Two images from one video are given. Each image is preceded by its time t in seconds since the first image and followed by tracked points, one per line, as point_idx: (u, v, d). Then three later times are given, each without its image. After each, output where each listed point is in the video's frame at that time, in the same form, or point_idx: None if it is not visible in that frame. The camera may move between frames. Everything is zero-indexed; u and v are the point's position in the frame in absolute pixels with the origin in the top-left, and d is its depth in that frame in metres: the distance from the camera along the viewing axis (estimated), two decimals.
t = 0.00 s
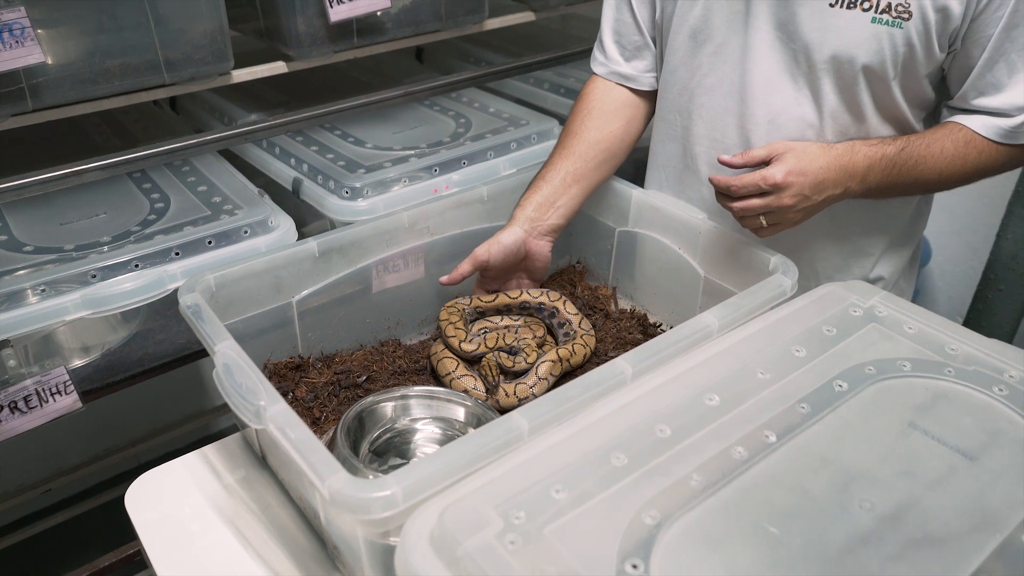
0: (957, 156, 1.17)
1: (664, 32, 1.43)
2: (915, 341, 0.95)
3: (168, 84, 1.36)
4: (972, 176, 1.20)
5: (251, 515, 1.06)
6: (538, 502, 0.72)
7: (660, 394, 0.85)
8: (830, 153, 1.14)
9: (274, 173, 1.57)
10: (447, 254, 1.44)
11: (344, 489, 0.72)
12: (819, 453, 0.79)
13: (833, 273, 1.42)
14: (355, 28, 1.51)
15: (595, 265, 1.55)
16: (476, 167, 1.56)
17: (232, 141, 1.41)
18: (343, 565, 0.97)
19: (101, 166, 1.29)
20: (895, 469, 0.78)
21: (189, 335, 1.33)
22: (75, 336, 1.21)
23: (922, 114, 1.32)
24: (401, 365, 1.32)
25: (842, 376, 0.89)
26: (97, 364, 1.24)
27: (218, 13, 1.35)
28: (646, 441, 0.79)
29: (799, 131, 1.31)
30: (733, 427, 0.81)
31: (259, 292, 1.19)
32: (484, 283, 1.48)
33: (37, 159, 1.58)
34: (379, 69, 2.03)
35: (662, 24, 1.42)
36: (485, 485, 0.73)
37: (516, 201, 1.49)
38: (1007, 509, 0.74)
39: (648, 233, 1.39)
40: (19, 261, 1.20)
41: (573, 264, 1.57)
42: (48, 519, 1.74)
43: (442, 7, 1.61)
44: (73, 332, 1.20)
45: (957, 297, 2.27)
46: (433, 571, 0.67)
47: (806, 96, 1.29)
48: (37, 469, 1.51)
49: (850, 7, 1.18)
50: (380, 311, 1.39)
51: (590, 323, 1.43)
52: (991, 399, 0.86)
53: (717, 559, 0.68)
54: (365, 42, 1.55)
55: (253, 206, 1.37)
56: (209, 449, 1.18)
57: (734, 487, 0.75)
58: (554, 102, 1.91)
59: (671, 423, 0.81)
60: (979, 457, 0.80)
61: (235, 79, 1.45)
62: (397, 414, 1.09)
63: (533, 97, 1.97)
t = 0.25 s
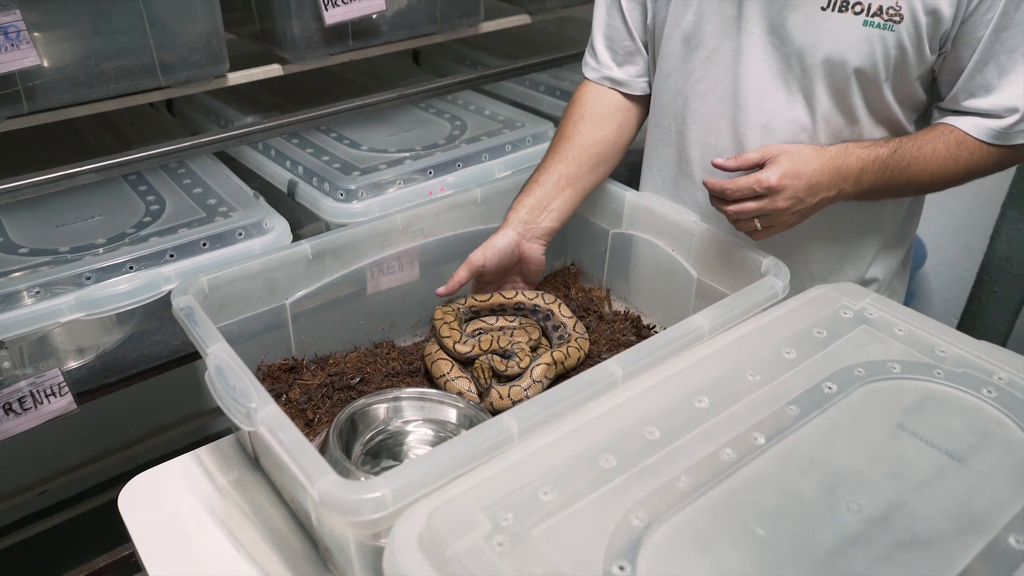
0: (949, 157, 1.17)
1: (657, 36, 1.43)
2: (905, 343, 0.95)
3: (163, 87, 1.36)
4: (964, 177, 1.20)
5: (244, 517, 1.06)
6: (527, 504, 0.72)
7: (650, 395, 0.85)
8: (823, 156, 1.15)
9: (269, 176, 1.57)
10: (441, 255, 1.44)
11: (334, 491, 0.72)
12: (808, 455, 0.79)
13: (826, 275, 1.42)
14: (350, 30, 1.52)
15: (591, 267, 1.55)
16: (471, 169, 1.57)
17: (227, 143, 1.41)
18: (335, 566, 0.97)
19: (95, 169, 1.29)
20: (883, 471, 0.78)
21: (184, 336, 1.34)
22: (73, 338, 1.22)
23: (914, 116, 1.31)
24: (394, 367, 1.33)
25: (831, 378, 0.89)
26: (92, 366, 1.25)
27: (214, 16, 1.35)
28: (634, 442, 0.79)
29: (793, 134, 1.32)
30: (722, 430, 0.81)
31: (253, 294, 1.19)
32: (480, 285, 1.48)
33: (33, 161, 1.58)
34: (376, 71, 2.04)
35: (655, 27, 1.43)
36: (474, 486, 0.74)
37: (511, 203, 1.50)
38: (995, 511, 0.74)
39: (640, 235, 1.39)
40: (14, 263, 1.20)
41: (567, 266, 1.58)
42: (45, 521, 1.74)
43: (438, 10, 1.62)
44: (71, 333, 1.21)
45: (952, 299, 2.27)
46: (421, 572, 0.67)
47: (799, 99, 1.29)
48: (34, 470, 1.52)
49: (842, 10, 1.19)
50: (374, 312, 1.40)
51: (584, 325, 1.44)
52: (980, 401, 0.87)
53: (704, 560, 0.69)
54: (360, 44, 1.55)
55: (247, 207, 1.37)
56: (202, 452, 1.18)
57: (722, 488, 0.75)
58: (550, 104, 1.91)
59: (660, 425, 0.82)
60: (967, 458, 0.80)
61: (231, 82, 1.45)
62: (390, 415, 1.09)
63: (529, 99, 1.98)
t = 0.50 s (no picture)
0: (939, 162, 1.17)
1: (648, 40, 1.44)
2: (896, 345, 0.95)
3: (157, 90, 1.36)
4: (955, 182, 1.21)
5: (237, 519, 1.06)
6: (517, 505, 0.72)
7: (641, 397, 0.85)
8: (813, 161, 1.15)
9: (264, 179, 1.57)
10: (436, 258, 1.44)
11: (325, 492, 0.71)
12: (798, 456, 0.79)
13: (821, 277, 1.42)
14: (345, 33, 1.52)
15: (585, 270, 1.55)
16: (465, 172, 1.57)
17: (221, 146, 1.41)
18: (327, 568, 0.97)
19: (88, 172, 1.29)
20: (873, 472, 0.78)
21: (177, 339, 1.34)
22: (65, 341, 1.22)
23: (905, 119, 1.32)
24: (388, 369, 1.33)
25: (823, 380, 0.89)
26: (85, 369, 1.25)
27: (208, 19, 1.35)
28: (625, 444, 0.79)
29: (786, 136, 1.32)
30: (713, 431, 0.81)
31: (246, 296, 1.19)
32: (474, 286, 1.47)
33: (27, 165, 1.58)
34: (371, 75, 2.04)
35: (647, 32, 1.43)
36: (463, 488, 0.74)
37: (505, 206, 1.50)
38: (985, 511, 0.74)
39: (635, 239, 1.39)
40: (6, 266, 1.20)
41: (562, 269, 1.57)
42: (41, 525, 1.73)
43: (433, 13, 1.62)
44: (63, 335, 1.21)
45: (948, 302, 2.27)
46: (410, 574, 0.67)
47: (793, 101, 1.29)
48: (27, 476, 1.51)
49: (832, 15, 1.19)
50: (368, 315, 1.40)
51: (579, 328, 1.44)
52: (971, 402, 0.87)
53: (694, 561, 0.69)
54: (354, 47, 1.55)
55: (241, 210, 1.37)
56: (196, 454, 1.17)
57: (712, 489, 0.75)
58: (545, 107, 1.92)
59: (651, 426, 0.82)
60: (958, 459, 0.80)
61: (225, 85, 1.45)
62: (382, 417, 1.09)
63: (524, 102, 1.98)
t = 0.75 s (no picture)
0: (909, 176, 1.18)
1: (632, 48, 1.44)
2: (885, 349, 0.95)
3: (148, 97, 1.36)
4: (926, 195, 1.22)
5: (227, 526, 1.04)
6: (504, 510, 0.72)
7: (630, 402, 0.85)
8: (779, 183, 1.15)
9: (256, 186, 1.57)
10: (428, 265, 1.44)
11: (312, 497, 0.71)
12: (786, 460, 0.79)
13: (810, 282, 1.43)
14: (336, 41, 1.52)
15: (577, 276, 1.55)
16: (457, 179, 1.57)
17: (212, 153, 1.41)
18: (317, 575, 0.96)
19: (78, 179, 1.28)
20: (861, 475, 0.78)
21: (168, 346, 1.33)
22: (56, 348, 1.21)
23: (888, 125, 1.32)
24: (380, 376, 1.33)
25: (810, 384, 0.89)
26: (75, 377, 1.24)
27: (199, 27, 1.36)
28: (613, 448, 0.79)
29: (776, 142, 1.32)
30: (700, 436, 0.81)
31: (237, 303, 1.19)
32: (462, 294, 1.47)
33: (19, 173, 1.58)
34: (364, 82, 2.04)
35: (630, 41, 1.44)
36: (450, 493, 0.74)
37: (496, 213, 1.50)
38: (971, 514, 0.75)
39: (626, 246, 1.39)
40: None
41: (554, 275, 1.58)
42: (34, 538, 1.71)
43: (424, 21, 1.62)
44: (54, 343, 1.20)
45: (941, 308, 2.28)
46: None
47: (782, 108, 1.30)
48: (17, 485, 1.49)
49: (811, 25, 1.20)
50: (360, 322, 1.40)
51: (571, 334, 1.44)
52: (959, 405, 0.87)
53: (681, 566, 0.69)
54: (346, 55, 1.55)
55: (232, 218, 1.37)
56: (186, 461, 1.15)
57: (699, 493, 0.75)
58: (538, 114, 1.92)
59: (639, 431, 0.82)
60: (944, 462, 0.80)
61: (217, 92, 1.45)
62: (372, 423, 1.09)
63: (517, 109, 1.98)
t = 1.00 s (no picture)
0: (847, 210, 1.12)
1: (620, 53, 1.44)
2: (881, 356, 0.95)
3: (142, 104, 1.35)
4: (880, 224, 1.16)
5: (220, 538, 0.99)
6: (498, 519, 0.71)
7: (625, 410, 0.84)
8: (700, 260, 1.12)
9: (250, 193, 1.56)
10: (423, 271, 1.44)
11: (305, 506, 0.70)
12: (782, 468, 0.79)
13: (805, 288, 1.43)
14: (331, 47, 1.52)
15: (573, 283, 1.54)
16: (451, 186, 1.57)
17: (205, 159, 1.40)
18: None
19: (69, 186, 1.27)
20: (857, 483, 0.78)
21: (161, 354, 1.32)
22: (49, 356, 1.20)
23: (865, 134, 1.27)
24: (374, 384, 1.32)
25: (807, 392, 0.89)
26: (66, 386, 1.23)
27: (194, 33, 1.35)
28: (608, 457, 0.79)
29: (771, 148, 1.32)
30: (696, 444, 0.81)
31: (230, 310, 1.18)
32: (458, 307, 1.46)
33: (12, 180, 1.57)
34: (359, 89, 2.04)
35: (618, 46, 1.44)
36: (443, 502, 0.73)
37: (491, 220, 1.50)
38: (969, 522, 0.74)
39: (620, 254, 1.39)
40: None
41: (550, 283, 1.57)
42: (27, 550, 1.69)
43: (419, 28, 1.62)
44: (47, 351, 1.19)
45: (938, 314, 2.28)
46: None
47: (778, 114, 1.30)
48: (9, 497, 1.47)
49: (790, 28, 1.19)
50: (354, 329, 1.39)
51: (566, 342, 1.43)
52: (955, 413, 0.86)
53: None
54: (341, 61, 1.55)
55: (225, 225, 1.37)
56: (179, 470, 1.11)
57: (695, 502, 0.74)
58: (533, 121, 1.92)
59: (634, 439, 0.81)
60: (942, 470, 0.80)
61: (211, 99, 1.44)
62: (365, 432, 1.08)
63: (512, 116, 1.98)
